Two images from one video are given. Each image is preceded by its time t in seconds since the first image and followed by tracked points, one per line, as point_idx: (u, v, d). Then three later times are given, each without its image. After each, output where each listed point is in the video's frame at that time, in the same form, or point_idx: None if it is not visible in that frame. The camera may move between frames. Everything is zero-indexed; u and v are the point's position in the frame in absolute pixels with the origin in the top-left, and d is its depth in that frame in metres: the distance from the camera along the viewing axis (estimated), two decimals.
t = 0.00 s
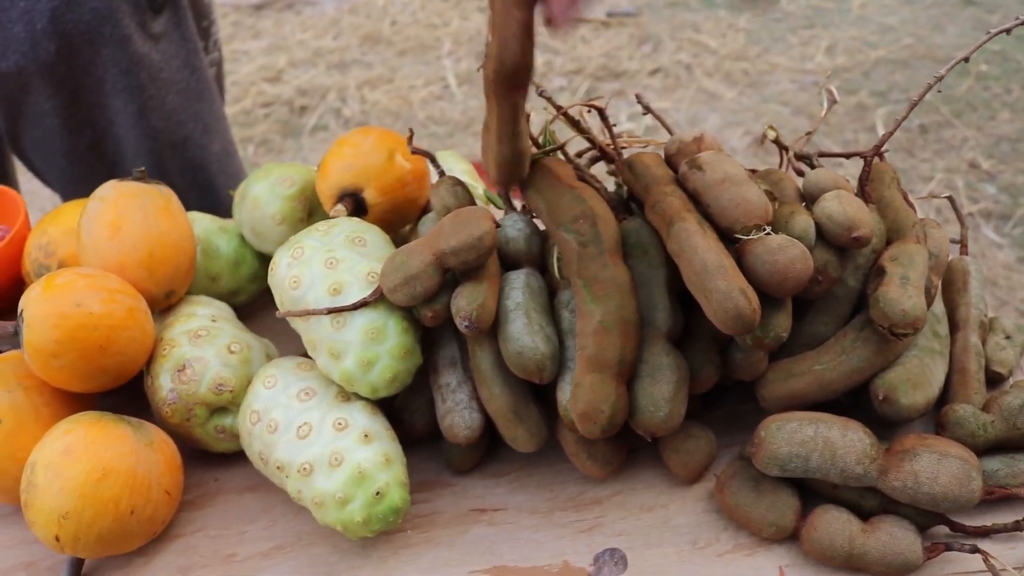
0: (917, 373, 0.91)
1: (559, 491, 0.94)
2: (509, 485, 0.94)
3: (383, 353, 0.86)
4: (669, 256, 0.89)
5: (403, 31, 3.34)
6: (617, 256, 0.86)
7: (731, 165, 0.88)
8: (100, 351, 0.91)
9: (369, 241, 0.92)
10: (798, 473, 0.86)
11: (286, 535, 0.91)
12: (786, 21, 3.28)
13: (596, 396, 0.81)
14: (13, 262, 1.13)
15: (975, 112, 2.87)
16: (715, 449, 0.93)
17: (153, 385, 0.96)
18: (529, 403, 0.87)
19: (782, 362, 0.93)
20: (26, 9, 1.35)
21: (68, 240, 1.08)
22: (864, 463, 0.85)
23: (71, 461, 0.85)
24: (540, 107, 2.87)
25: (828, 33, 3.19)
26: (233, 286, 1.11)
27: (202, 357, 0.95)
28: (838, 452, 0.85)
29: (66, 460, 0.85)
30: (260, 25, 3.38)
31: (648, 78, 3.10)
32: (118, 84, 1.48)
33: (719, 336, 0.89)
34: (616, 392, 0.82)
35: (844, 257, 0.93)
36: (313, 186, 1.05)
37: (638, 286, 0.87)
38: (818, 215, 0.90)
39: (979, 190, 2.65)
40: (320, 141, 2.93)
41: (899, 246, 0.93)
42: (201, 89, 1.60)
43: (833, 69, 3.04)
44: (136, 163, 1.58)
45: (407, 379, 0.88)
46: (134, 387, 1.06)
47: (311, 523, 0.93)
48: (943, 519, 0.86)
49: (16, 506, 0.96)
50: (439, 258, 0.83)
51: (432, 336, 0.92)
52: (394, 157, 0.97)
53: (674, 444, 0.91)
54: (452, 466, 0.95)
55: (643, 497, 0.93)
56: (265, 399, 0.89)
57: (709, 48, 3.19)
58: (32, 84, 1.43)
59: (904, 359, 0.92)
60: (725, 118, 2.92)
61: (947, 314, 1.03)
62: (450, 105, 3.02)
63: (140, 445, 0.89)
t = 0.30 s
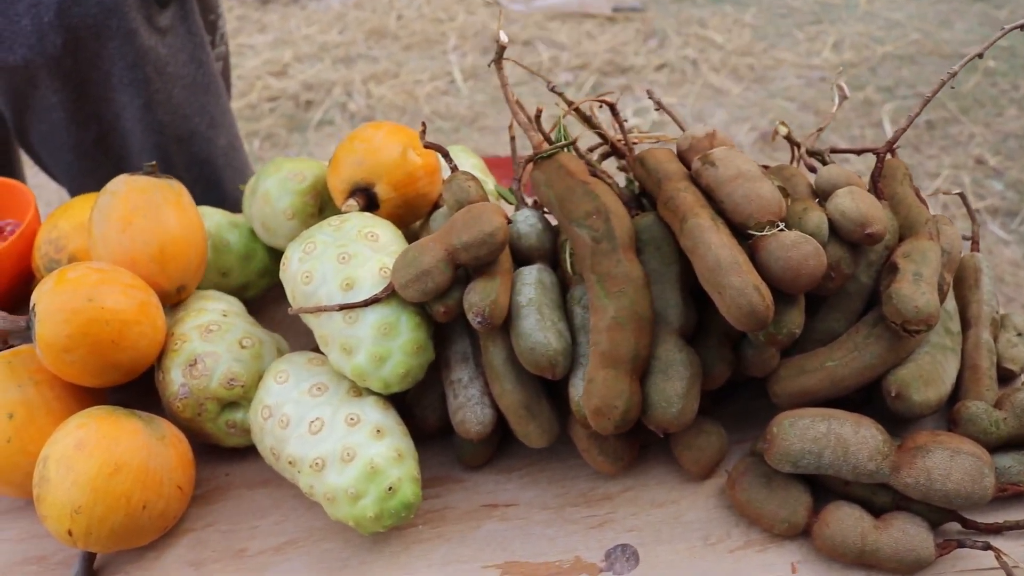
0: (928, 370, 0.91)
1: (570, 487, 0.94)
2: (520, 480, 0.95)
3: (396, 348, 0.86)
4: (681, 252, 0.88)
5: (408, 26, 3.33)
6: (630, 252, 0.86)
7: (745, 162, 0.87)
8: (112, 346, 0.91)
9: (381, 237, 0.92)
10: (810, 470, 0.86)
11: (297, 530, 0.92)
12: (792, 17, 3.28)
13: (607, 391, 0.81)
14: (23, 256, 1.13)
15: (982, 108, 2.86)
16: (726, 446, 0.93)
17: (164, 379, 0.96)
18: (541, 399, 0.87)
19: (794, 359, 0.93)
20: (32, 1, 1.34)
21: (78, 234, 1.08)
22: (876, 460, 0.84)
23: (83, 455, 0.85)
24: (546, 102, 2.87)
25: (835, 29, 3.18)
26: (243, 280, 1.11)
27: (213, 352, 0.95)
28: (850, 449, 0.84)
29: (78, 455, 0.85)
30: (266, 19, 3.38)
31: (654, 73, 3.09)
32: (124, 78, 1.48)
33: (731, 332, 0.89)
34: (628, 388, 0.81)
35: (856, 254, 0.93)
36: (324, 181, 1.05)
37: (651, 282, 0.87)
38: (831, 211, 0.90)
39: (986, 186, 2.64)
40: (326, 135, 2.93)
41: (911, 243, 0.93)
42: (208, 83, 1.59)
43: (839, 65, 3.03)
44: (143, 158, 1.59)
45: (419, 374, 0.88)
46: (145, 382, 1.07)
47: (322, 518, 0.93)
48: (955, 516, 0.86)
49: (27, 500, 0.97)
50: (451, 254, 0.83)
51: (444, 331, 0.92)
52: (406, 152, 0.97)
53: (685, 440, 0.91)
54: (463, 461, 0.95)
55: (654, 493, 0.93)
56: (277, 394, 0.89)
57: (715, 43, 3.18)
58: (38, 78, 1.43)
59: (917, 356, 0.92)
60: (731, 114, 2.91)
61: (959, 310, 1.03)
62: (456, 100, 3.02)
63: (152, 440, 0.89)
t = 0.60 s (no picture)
0: (940, 370, 0.91)
1: (581, 484, 0.94)
2: (532, 478, 0.95)
3: (409, 346, 0.86)
4: (694, 251, 0.89)
5: (414, 21, 3.33)
6: (644, 250, 0.86)
7: (759, 161, 0.87)
8: (125, 341, 0.91)
9: (394, 234, 0.92)
10: (822, 469, 0.86)
11: (308, 526, 0.92)
12: (798, 14, 3.27)
13: (620, 390, 0.81)
14: (35, 251, 1.13)
15: (988, 107, 2.85)
16: (738, 444, 0.93)
17: (176, 375, 0.96)
18: (554, 397, 0.87)
19: (806, 358, 0.93)
20: None
21: (89, 230, 1.08)
22: (888, 459, 0.84)
23: (97, 451, 0.85)
24: (552, 99, 2.86)
25: (841, 26, 3.18)
26: (255, 276, 1.11)
27: (225, 348, 0.95)
28: (862, 448, 0.84)
29: (91, 450, 0.85)
30: (272, 14, 3.39)
31: (660, 70, 3.08)
32: (138, 71, 1.48)
33: (744, 331, 0.89)
34: (641, 386, 0.81)
35: (869, 253, 0.93)
36: (336, 178, 1.05)
37: (664, 280, 0.87)
38: (844, 211, 0.90)
39: (992, 185, 2.64)
40: (331, 131, 2.92)
41: (924, 242, 0.93)
42: (221, 76, 1.59)
43: (846, 63, 3.03)
44: (157, 151, 1.59)
45: (431, 371, 0.89)
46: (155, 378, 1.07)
47: (334, 514, 0.93)
48: (966, 516, 0.86)
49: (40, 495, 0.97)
50: (465, 251, 0.83)
51: (456, 329, 0.92)
52: (419, 149, 0.97)
53: (697, 439, 0.91)
54: (474, 458, 0.96)
55: (665, 491, 0.93)
56: (289, 391, 0.90)
57: (721, 40, 3.17)
58: (52, 71, 1.43)
59: (928, 355, 0.92)
60: (737, 111, 2.90)
61: (971, 309, 1.03)
62: (461, 96, 3.01)
63: (165, 436, 0.89)
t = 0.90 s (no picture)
0: (952, 371, 0.91)
1: (592, 483, 0.95)
2: (543, 476, 0.96)
3: (422, 343, 0.86)
4: (707, 251, 0.89)
5: (422, 19, 3.34)
6: (657, 249, 0.86)
7: (772, 161, 0.87)
8: (139, 336, 0.91)
9: (408, 231, 0.92)
10: (833, 469, 0.86)
11: (320, 522, 0.92)
12: (806, 14, 3.27)
13: (634, 388, 0.81)
14: (48, 247, 1.14)
15: (997, 107, 2.85)
16: (749, 443, 0.93)
17: (189, 371, 0.96)
18: (566, 395, 0.88)
19: (818, 358, 0.93)
20: None
21: (101, 225, 1.08)
22: (899, 460, 0.85)
23: (110, 445, 0.86)
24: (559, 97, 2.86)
25: (849, 26, 3.17)
26: (266, 273, 1.11)
27: (238, 344, 0.95)
28: (874, 449, 0.84)
29: (105, 445, 0.86)
30: (281, 12, 3.40)
31: (668, 69, 3.07)
32: (132, 74, 1.47)
33: (755, 331, 0.89)
34: (654, 385, 0.81)
35: (882, 254, 0.93)
36: (349, 175, 1.05)
37: (677, 279, 0.88)
38: (857, 211, 0.90)
39: (1001, 185, 2.62)
40: (339, 128, 2.92)
41: (937, 242, 0.93)
42: (218, 79, 1.57)
43: (854, 62, 3.02)
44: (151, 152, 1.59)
45: (444, 369, 0.89)
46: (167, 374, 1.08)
47: (345, 511, 0.93)
48: (978, 517, 0.86)
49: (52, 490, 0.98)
50: (479, 249, 0.83)
51: (469, 326, 0.93)
52: (432, 146, 0.97)
53: (708, 438, 0.91)
54: (486, 456, 0.96)
55: (676, 489, 0.94)
56: (302, 387, 0.90)
57: (729, 39, 3.16)
58: (48, 73, 1.43)
59: (940, 356, 0.92)
60: (745, 110, 2.90)
61: (983, 310, 1.03)
62: (469, 93, 3.01)
63: (178, 432, 0.89)
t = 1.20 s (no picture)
0: (964, 369, 0.91)
1: (604, 480, 0.95)
2: (555, 473, 0.96)
3: (435, 341, 0.86)
4: (720, 249, 0.89)
5: (428, 17, 3.34)
6: (670, 247, 0.86)
7: (785, 159, 0.87)
8: (152, 333, 0.91)
9: (421, 229, 0.93)
10: (846, 467, 0.86)
11: (332, 519, 0.92)
12: (813, 13, 3.27)
13: (647, 386, 0.81)
14: (60, 245, 1.14)
15: (1005, 106, 2.84)
16: (760, 442, 0.93)
17: (202, 368, 0.97)
18: (579, 393, 0.88)
19: (830, 357, 0.93)
20: None
21: (113, 222, 1.09)
22: (912, 458, 0.85)
23: (124, 442, 0.86)
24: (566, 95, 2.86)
25: (856, 24, 3.17)
26: (277, 271, 1.11)
27: (251, 341, 0.96)
28: (887, 447, 0.84)
29: (119, 441, 0.86)
30: (287, 10, 3.40)
31: (675, 67, 3.07)
32: (136, 74, 1.48)
33: (767, 329, 0.90)
34: (667, 382, 0.81)
35: (894, 253, 0.93)
36: (361, 173, 1.05)
37: (690, 277, 0.88)
38: (869, 210, 0.90)
39: (1009, 184, 2.61)
40: (345, 126, 2.92)
41: (949, 241, 0.93)
42: (221, 78, 1.57)
43: (861, 61, 3.01)
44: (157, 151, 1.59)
45: (457, 366, 0.89)
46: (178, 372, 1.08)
47: (358, 508, 0.94)
48: (990, 516, 0.86)
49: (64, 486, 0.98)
50: (493, 247, 0.83)
51: (482, 324, 0.93)
52: (445, 144, 0.97)
53: (721, 436, 0.91)
54: (498, 453, 0.96)
55: (688, 487, 0.94)
56: (315, 384, 0.90)
57: (736, 38, 3.16)
58: (53, 73, 1.43)
59: (952, 354, 0.92)
60: (751, 109, 2.89)
61: (994, 309, 1.02)
62: (475, 92, 3.01)
63: (191, 429, 0.90)
